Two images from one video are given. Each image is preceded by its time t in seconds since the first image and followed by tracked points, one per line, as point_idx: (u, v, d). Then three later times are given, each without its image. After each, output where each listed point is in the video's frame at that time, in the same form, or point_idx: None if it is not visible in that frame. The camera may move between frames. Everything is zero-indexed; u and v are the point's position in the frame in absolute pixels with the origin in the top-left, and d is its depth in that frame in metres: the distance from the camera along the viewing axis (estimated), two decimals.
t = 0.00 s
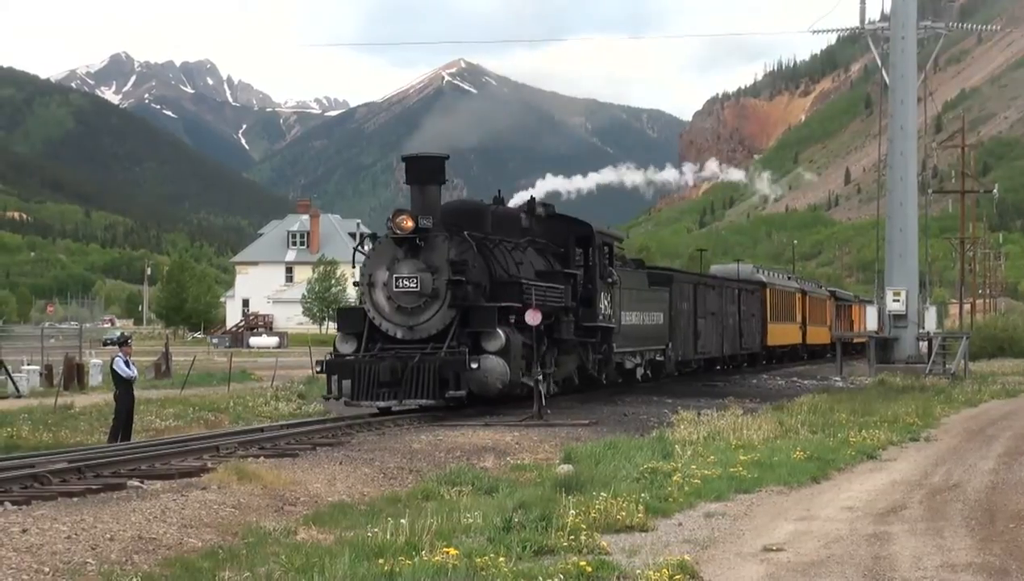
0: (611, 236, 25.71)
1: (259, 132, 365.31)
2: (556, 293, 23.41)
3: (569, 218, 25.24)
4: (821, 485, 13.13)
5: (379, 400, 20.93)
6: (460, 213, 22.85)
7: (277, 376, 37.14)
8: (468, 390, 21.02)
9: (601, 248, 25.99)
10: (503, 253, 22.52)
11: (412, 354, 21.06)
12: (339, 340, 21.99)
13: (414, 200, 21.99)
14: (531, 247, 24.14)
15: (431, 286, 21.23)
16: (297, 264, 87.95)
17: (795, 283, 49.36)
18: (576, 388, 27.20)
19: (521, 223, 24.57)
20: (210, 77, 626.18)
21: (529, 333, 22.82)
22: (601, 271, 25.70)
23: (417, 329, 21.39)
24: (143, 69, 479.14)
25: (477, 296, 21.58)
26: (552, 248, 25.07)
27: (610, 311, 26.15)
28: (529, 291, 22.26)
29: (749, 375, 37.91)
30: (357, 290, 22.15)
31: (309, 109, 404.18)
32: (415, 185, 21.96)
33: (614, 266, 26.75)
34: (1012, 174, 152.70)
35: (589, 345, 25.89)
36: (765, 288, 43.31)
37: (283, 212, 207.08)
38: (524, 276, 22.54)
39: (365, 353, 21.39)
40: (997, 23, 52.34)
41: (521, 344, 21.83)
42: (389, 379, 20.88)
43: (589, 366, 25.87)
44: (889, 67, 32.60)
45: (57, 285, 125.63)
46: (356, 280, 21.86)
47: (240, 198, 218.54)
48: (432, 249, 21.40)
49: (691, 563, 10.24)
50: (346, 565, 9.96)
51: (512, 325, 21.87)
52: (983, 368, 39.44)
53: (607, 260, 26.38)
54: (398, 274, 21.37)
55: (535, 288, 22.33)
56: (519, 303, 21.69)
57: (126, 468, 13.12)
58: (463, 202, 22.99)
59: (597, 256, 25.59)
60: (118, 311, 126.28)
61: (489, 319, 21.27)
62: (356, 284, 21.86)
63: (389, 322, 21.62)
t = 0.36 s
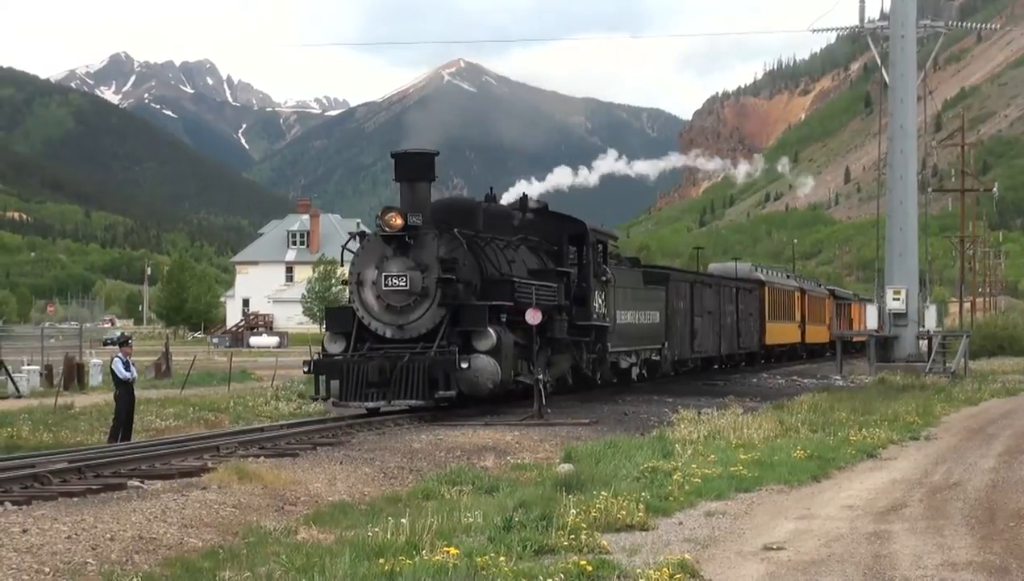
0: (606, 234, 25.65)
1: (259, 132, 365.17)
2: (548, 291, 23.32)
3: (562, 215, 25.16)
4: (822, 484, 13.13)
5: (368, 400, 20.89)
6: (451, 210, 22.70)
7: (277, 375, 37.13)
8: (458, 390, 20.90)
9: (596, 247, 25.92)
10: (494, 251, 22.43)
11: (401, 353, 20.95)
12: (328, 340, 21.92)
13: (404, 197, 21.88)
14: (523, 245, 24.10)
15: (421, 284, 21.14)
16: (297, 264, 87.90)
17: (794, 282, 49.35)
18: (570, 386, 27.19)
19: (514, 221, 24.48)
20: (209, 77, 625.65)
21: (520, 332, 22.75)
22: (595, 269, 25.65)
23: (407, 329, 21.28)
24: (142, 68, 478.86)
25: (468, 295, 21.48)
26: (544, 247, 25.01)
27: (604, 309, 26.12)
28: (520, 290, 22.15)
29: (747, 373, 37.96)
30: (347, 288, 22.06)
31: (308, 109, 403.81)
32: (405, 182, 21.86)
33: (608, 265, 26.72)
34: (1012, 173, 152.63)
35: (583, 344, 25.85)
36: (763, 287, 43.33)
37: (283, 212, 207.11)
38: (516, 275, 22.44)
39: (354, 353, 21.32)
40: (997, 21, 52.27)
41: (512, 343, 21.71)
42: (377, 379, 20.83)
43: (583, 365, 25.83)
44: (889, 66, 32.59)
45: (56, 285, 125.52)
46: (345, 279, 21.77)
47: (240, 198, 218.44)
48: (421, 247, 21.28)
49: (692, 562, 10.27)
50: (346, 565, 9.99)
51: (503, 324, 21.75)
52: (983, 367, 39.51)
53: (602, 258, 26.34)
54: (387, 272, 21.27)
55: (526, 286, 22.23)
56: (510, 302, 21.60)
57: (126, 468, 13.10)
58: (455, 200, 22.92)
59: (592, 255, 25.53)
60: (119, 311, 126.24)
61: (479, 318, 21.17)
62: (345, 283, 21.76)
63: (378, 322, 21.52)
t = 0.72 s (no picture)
0: (599, 232, 25.73)
1: (261, 130, 365.59)
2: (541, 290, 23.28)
3: (555, 213, 25.20)
4: (823, 483, 13.12)
5: (356, 400, 20.64)
6: (442, 208, 22.62)
7: (278, 375, 37.14)
8: (448, 390, 20.70)
9: (589, 244, 25.93)
10: (485, 249, 22.39)
11: (391, 352, 20.74)
12: (316, 339, 21.72)
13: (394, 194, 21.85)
14: (515, 243, 24.10)
15: (410, 282, 21.01)
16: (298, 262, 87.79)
17: (793, 281, 49.33)
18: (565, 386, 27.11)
19: (506, 219, 24.45)
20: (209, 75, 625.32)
21: (512, 331, 22.67)
22: (589, 268, 25.66)
23: (396, 328, 21.12)
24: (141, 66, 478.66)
25: (458, 292, 21.34)
26: (537, 245, 25.00)
27: (598, 308, 26.09)
28: (511, 287, 22.07)
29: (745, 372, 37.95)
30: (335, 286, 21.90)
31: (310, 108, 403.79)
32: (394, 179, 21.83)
33: (603, 263, 26.73)
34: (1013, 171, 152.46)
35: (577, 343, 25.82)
36: (762, 286, 43.32)
37: (283, 210, 207.09)
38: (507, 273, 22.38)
39: (342, 352, 21.12)
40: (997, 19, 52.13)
41: (503, 342, 21.57)
42: (366, 380, 20.60)
43: (577, 364, 25.77)
44: (889, 65, 32.54)
45: (58, 285, 125.92)
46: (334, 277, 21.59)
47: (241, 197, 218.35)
48: (411, 245, 21.16)
49: (693, 560, 10.32)
50: (347, 563, 10.03)
51: (494, 322, 21.62)
52: (984, 366, 39.55)
53: (595, 256, 26.34)
54: (376, 271, 21.15)
55: (517, 284, 22.16)
56: (502, 300, 21.51)
57: (126, 466, 13.10)
58: (446, 197, 22.87)
59: (585, 253, 25.55)
60: (120, 310, 126.28)
61: (469, 316, 21.04)
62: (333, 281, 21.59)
63: (367, 321, 21.33)
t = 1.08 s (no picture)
0: (597, 228, 25.79)
1: (264, 129, 365.44)
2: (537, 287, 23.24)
3: (551, 209, 25.25)
4: (827, 481, 13.10)
5: (347, 400, 20.47)
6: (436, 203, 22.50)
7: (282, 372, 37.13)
8: (440, 390, 20.56)
9: (587, 241, 25.93)
10: (479, 246, 22.33)
11: (382, 351, 20.61)
12: (307, 337, 21.55)
13: (386, 189, 21.76)
14: (511, 239, 24.06)
15: (402, 279, 20.85)
16: (302, 261, 87.82)
17: (795, 278, 49.32)
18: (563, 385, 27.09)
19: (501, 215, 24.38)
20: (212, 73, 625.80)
21: (507, 328, 22.58)
22: (586, 265, 25.65)
23: (387, 326, 20.95)
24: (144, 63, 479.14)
25: (451, 290, 21.25)
26: (533, 242, 24.97)
27: (596, 305, 26.07)
28: (505, 285, 22.00)
29: (747, 370, 37.90)
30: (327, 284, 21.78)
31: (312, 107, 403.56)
32: (387, 174, 21.76)
33: (601, 260, 26.74)
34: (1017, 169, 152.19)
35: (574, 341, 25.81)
36: (764, 283, 43.33)
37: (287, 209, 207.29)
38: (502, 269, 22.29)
39: (333, 351, 20.97)
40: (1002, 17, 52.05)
41: (497, 340, 21.44)
42: (357, 379, 20.43)
43: (574, 363, 25.73)
44: (893, 62, 32.56)
45: (61, 283, 125.89)
46: (325, 275, 21.45)
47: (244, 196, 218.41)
48: (403, 242, 21.01)
49: (698, 558, 10.32)
50: (351, 561, 10.07)
51: (487, 321, 21.50)
52: (988, 363, 39.53)
53: (593, 252, 26.33)
54: (368, 268, 20.97)
55: (512, 281, 22.07)
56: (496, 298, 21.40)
57: (130, 465, 13.11)
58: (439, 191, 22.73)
59: (583, 250, 25.57)
60: (123, 308, 126.30)
61: (462, 314, 20.93)
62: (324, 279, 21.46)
63: (359, 319, 21.17)
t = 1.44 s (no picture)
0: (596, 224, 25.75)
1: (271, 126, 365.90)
2: (534, 284, 23.14)
3: (551, 204, 25.18)
4: (833, 477, 13.11)
5: (339, 398, 20.30)
6: (433, 197, 22.30)
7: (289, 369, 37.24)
8: (434, 387, 20.43)
9: (586, 237, 25.89)
10: (475, 241, 22.17)
11: (375, 349, 20.46)
12: (298, 335, 21.34)
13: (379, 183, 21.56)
14: (509, 235, 23.96)
15: (396, 275, 20.64)
16: (308, 258, 87.94)
17: (800, 274, 49.35)
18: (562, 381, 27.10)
19: (498, 210, 24.30)
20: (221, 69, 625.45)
21: (503, 326, 22.49)
22: (586, 261, 25.59)
23: (381, 323, 20.79)
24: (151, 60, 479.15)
25: (445, 286, 21.10)
26: (531, 237, 24.89)
27: (595, 302, 26.07)
28: (501, 281, 21.85)
29: (751, 367, 37.91)
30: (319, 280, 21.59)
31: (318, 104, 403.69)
32: (380, 168, 21.58)
33: (601, 256, 26.74)
34: None
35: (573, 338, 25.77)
36: (767, 279, 43.36)
37: (292, 207, 207.40)
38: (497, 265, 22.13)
39: (325, 348, 20.82)
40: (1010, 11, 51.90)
41: (493, 337, 21.30)
42: (348, 377, 20.25)
43: (573, 361, 25.70)
44: (899, 58, 32.47)
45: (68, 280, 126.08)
46: (316, 271, 21.25)
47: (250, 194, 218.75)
48: (396, 237, 20.78)
49: (705, 555, 10.35)
50: (358, 558, 10.07)
51: (483, 318, 21.36)
52: (993, 360, 39.58)
53: (592, 248, 26.32)
54: (360, 263, 20.79)
55: (508, 277, 21.93)
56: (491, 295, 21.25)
57: (138, 463, 13.10)
58: (434, 185, 22.53)
59: (582, 245, 25.50)
60: (131, 305, 126.52)
61: (457, 310, 20.79)
62: (316, 274, 21.26)
63: (351, 316, 21.01)
